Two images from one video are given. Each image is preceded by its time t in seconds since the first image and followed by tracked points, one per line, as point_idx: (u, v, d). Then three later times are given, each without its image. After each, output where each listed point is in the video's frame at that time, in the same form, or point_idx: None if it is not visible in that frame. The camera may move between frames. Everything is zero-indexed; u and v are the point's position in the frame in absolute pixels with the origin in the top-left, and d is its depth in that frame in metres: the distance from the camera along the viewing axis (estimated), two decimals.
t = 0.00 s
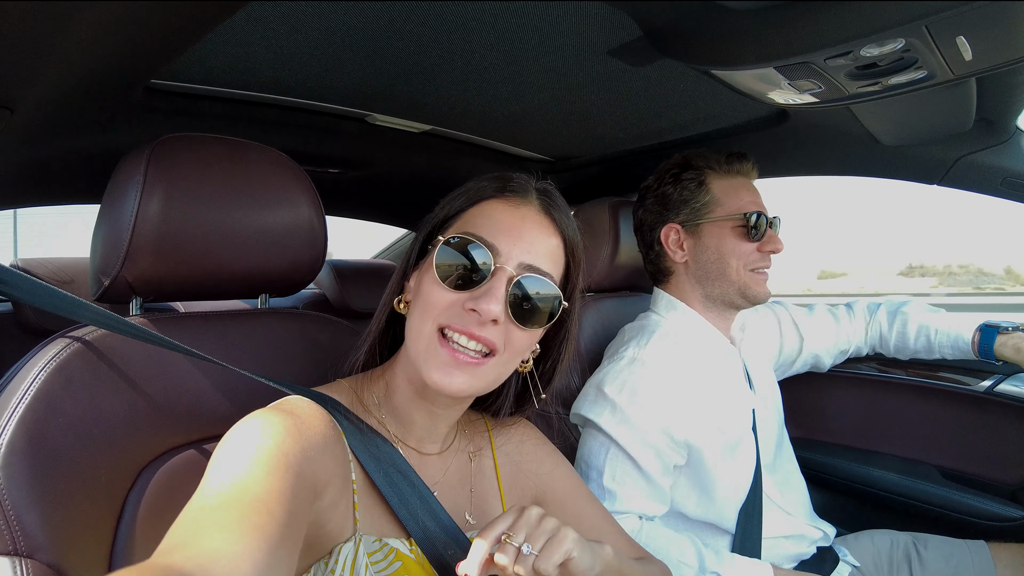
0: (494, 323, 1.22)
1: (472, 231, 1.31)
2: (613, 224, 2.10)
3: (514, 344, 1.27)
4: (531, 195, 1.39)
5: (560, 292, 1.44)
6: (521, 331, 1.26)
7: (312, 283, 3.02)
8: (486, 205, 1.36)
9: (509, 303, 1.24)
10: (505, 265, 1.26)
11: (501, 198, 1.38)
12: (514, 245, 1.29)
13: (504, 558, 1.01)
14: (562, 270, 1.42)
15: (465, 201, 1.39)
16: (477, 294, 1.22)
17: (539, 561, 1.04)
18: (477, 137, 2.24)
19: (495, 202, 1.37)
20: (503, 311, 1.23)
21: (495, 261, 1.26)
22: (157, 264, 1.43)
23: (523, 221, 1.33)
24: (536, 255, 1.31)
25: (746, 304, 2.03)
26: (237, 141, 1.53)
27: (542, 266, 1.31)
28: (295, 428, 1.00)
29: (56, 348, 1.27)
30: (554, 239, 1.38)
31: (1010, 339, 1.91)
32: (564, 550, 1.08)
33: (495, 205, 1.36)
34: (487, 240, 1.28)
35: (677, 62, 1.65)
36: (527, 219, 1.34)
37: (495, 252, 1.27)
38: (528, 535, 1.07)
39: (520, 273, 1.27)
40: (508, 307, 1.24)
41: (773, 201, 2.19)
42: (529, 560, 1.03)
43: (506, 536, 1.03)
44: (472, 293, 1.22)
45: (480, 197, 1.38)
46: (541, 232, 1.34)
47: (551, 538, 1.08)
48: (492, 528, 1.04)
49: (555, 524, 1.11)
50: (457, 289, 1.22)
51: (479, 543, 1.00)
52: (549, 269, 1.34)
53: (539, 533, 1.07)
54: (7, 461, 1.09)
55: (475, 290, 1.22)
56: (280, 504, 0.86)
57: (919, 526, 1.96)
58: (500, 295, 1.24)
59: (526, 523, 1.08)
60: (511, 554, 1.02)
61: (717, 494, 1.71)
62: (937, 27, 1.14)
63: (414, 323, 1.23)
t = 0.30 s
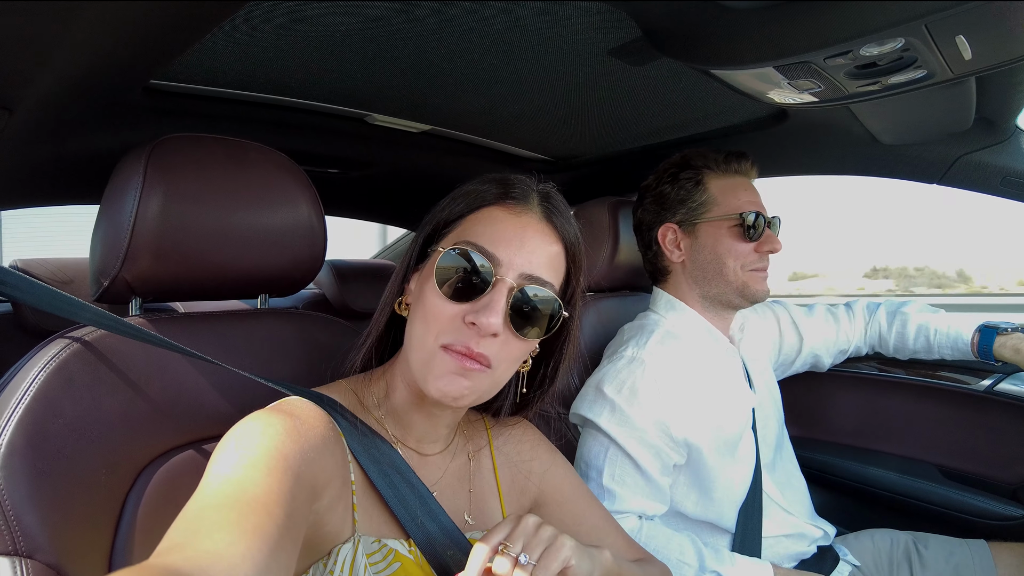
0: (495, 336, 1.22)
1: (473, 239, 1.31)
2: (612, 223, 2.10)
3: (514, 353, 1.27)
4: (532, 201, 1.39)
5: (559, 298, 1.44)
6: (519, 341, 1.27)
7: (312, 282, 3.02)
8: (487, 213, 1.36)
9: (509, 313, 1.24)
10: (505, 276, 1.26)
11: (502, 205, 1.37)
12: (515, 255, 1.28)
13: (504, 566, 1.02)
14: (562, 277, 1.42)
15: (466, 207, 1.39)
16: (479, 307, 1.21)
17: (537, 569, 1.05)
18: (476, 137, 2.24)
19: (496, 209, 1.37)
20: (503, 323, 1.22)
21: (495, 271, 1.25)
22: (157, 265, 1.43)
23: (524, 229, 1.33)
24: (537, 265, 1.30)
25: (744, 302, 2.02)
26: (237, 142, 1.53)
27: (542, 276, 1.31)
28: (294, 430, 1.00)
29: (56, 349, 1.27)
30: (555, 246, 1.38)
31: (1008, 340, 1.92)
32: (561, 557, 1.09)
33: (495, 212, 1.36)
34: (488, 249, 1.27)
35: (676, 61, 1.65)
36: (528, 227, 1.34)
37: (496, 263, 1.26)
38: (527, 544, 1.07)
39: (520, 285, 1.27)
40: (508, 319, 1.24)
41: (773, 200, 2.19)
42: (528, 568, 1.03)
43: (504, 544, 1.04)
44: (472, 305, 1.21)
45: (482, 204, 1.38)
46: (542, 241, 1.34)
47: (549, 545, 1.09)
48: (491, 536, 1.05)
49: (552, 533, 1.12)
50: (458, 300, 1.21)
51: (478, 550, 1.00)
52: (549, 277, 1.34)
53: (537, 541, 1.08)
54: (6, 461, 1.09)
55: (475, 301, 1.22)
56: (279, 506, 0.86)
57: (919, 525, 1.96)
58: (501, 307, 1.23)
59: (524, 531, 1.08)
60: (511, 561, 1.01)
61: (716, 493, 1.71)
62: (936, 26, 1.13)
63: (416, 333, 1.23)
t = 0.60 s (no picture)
0: (490, 329, 1.21)
1: (465, 235, 1.30)
2: (612, 222, 2.09)
3: (512, 346, 1.27)
4: (523, 194, 1.38)
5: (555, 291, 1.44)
6: (516, 335, 1.26)
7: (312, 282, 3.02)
8: (477, 208, 1.35)
9: (504, 307, 1.24)
10: (499, 269, 1.26)
11: (492, 199, 1.37)
12: (507, 249, 1.28)
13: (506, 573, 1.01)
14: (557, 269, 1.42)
15: (455, 202, 1.38)
16: (473, 302, 1.21)
17: None
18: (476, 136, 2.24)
19: (486, 203, 1.36)
20: (498, 317, 1.22)
21: (488, 266, 1.25)
22: (156, 264, 1.43)
23: (516, 222, 1.32)
24: (530, 258, 1.30)
25: (737, 305, 2.02)
26: (237, 141, 1.52)
27: (536, 269, 1.31)
28: (293, 430, 1.00)
29: (55, 348, 1.27)
30: (547, 238, 1.37)
31: (1008, 340, 1.92)
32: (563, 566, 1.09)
33: (485, 207, 1.35)
34: (479, 244, 1.27)
35: (676, 60, 1.65)
36: (519, 220, 1.33)
37: (488, 257, 1.26)
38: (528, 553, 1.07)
39: (514, 278, 1.26)
40: (503, 312, 1.24)
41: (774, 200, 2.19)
42: None
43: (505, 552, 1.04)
44: (466, 300, 1.21)
45: (472, 199, 1.37)
46: (534, 234, 1.34)
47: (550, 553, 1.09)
48: (494, 544, 1.06)
49: (554, 541, 1.11)
50: (452, 296, 1.21)
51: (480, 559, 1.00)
52: (543, 270, 1.33)
53: (539, 549, 1.08)
54: (5, 461, 1.09)
55: (470, 296, 1.22)
56: (278, 506, 0.86)
57: (919, 525, 1.95)
58: (496, 301, 1.23)
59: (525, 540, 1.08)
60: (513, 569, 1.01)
61: (716, 492, 1.71)
62: (937, 25, 1.13)
63: (412, 331, 1.23)
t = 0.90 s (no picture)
0: (468, 311, 1.21)
1: (432, 223, 1.30)
2: (611, 224, 2.11)
3: (495, 328, 1.26)
4: (485, 176, 1.39)
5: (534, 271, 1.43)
6: (497, 313, 1.25)
7: (311, 282, 3.01)
8: (443, 194, 1.35)
9: (481, 288, 1.23)
10: (469, 250, 1.24)
11: (456, 185, 1.37)
12: (474, 230, 1.27)
13: None
14: (531, 247, 1.41)
15: (420, 193, 1.38)
16: (448, 286, 1.20)
17: None
18: (477, 137, 2.24)
19: (451, 188, 1.36)
20: (475, 297, 1.22)
21: (458, 251, 1.24)
22: (155, 265, 1.42)
23: (480, 204, 1.32)
24: (499, 235, 1.29)
25: (740, 306, 2.00)
26: (235, 141, 1.52)
27: (508, 245, 1.30)
28: (289, 432, 0.99)
29: (53, 349, 1.27)
30: (516, 216, 1.37)
31: (1008, 342, 1.92)
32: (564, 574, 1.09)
33: (450, 192, 1.35)
34: (446, 230, 1.27)
35: (675, 61, 1.65)
36: (483, 202, 1.33)
37: (457, 241, 1.25)
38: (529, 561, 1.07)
39: (487, 256, 1.25)
40: (479, 293, 1.22)
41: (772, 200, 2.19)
42: None
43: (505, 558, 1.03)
44: (441, 286, 1.21)
45: (436, 186, 1.37)
46: (501, 212, 1.33)
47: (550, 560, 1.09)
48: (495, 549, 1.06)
49: (554, 548, 1.11)
50: (426, 286, 1.21)
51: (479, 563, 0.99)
52: (516, 247, 1.32)
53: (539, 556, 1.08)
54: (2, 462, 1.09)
55: (444, 281, 1.21)
56: (274, 508, 0.86)
57: (919, 527, 1.95)
58: (471, 284, 1.22)
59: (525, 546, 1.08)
60: None
61: (716, 494, 1.71)
62: (937, 26, 1.13)
63: (394, 328, 1.23)
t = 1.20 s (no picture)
0: (457, 297, 1.21)
1: (403, 215, 1.29)
2: (611, 223, 2.11)
3: (484, 310, 1.27)
4: (448, 163, 1.38)
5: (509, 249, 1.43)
6: (483, 296, 1.26)
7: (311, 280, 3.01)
8: (409, 185, 1.33)
9: (465, 273, 1.24)
10: (446, 237, 1.25)
11: (420, 175, 1.35)
12: (446, 217, 1.27)
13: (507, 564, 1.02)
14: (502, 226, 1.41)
15: (385, 188, 1.37)
16: (432, 274, 1.21)
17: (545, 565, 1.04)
18: (477, 136, 2.24)
19: (417, 178, 1.34)
20: (461, 282, 1.22)
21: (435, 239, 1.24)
22: (154, 263, 1.42)
23: (449, 190, 1.31)
24: (473, 218, 1.29)
25: (740, 300, 2.00)
26: (235, 139, 1.51)
27: (482, 227, 1.30)
28: (279, 431, 0.99)
29: (50, 347, 1.26)
30: (486, 197, 1.37)
31: (1008, 339, 1.90)
32: (572, 550, 1.08)
33: (416, 183, 1.33)
34: (416, 221, 1.26)
35: (674, 58, 1.64)
36: (451, 188, 1.33)
37: (433, 230, 1.25)
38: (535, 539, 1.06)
39: (466, 240, 1.25)
40: (464, 277, 1.23)
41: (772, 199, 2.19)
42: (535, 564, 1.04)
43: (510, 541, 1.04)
44: (425, 275, 1.20)
45: (401, 178, 1.36)
46: (471, 195, 1.33)
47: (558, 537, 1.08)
48: (495, 534, 1.04)
49: (559, 526, 1.10)
50: (409, 279, 1.20)
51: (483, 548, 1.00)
52: (490, 230, 1.32)
53: (546, 533, 1.07)
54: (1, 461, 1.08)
55: (427, 271, 1.21)
56: (267, 507, 0.86)
57: (919, 526, 1.95)
58: (454, 270, 1.23)
59: (531, 525, 1.07)
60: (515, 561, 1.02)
61: (715, 491, 1.71)
62: (937, 23, 1.12)
63: (381, 326, 1.22)
